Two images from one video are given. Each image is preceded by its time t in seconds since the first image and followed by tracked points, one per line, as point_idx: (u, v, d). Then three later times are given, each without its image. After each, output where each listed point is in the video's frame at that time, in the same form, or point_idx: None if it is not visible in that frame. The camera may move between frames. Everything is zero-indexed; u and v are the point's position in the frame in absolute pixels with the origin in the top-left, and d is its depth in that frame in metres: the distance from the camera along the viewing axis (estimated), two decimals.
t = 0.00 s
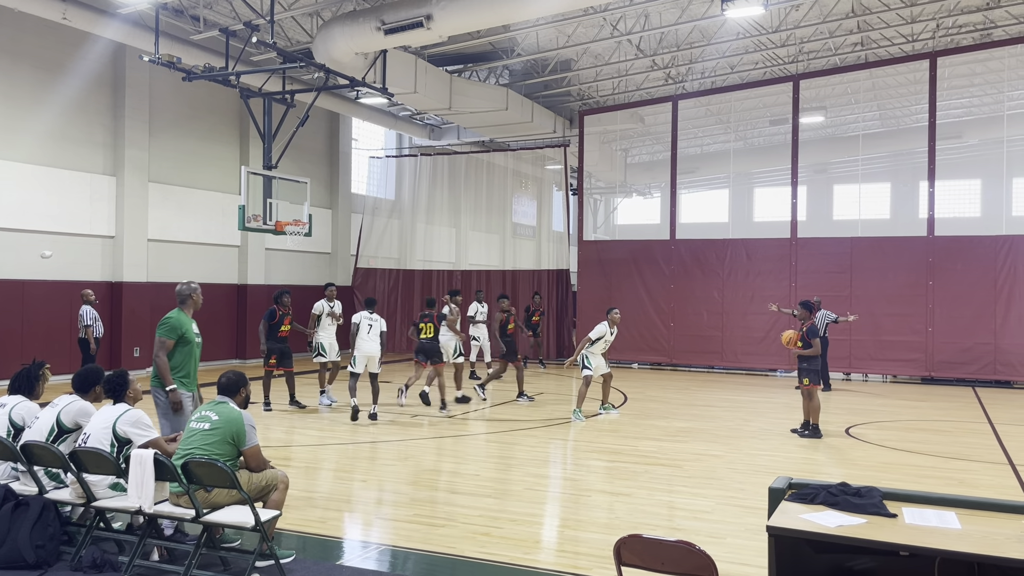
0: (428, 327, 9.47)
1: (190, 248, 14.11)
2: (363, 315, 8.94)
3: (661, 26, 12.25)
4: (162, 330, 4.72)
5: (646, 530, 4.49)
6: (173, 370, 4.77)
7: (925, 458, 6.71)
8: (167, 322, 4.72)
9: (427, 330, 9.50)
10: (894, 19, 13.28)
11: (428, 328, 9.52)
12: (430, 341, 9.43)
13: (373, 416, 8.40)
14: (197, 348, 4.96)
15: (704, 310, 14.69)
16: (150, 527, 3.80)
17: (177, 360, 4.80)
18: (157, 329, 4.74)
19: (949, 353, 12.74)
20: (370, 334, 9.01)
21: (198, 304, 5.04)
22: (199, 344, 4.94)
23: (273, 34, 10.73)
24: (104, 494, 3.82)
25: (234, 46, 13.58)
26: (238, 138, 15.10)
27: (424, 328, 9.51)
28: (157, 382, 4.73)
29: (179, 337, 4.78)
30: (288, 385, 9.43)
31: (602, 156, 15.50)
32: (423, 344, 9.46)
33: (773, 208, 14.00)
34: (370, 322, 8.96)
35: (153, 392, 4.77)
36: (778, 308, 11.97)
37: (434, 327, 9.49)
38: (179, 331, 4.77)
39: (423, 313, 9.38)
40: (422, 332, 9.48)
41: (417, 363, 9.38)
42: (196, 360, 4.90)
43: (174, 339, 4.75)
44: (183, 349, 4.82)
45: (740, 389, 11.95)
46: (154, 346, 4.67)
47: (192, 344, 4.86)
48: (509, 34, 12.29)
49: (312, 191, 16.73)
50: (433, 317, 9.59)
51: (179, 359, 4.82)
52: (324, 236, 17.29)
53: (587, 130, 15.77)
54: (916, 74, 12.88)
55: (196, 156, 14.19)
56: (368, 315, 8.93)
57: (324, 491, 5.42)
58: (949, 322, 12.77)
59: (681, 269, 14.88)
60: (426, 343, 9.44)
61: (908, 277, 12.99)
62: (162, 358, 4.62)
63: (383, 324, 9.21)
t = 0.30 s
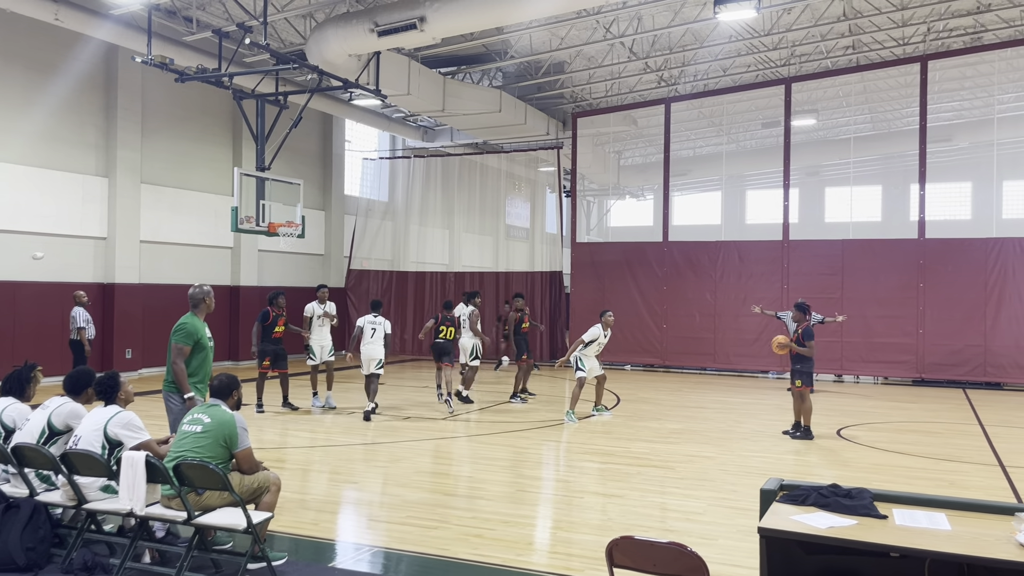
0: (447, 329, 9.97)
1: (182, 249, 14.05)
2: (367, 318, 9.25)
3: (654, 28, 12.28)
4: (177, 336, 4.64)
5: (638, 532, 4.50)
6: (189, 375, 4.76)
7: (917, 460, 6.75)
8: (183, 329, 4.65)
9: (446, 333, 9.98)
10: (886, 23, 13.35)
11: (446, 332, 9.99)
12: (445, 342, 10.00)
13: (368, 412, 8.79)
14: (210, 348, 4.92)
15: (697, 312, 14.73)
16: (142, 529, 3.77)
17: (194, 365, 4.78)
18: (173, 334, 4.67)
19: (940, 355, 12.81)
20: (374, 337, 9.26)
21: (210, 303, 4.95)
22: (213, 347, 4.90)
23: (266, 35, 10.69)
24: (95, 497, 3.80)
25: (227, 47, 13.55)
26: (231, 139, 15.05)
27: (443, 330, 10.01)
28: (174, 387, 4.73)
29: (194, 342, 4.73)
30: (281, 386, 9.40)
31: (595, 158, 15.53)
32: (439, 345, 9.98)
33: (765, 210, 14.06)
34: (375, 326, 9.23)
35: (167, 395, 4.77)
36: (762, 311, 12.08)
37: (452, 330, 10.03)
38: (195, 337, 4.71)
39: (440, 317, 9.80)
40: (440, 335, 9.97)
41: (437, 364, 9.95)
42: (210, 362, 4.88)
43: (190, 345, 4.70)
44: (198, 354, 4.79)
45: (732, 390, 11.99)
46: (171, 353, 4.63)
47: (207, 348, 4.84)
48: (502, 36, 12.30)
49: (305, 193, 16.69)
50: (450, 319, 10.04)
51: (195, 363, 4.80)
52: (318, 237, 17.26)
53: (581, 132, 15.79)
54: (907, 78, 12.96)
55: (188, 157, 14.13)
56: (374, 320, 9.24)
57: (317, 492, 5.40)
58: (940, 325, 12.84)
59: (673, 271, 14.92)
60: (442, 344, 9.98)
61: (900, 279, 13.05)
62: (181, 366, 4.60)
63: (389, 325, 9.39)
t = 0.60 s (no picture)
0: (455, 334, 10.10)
1: (175, 249, 13.99)
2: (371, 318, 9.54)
3: (648, 30, 12.30)
4: (188, 339, 4.69)
5: (632, 533, 4.50)
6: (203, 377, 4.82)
7: (910, 461, 6.77)
8: (192, 331, 4.69)
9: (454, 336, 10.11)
10: (879, 25, 13.41)
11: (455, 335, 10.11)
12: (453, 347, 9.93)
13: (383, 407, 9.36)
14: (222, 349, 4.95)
15: (691, 313, 14.76)
16: (133, 531, 3.76)
17: (206, 367, 4.82)
18: (183, 338, 4.71)
19: (933, 357, 12.87)
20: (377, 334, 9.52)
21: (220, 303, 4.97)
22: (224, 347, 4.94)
23: (259, 34, 10.65)
24: (85, 499, 3.78)
25: (220, 46, 13.51)
26: (224, 140, 15.00)
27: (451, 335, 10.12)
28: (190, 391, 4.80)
29: (205, 345, 4.77)
30: (274, 387, 9.37)
31: (589, 159, 15.53)
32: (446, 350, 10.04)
33: (758, 212, 14.11)
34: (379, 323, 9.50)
35: (181, 397, 4.83)
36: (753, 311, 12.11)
37: (460, 333, 10.06)
38: (204, 339, 4.74)
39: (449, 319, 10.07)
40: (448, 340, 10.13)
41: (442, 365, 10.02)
42: (223, 363, 4.91)
43: (201, 348, 4.74)
44: (211, 356, 4.82)
45: (725, 392, 12.01)
46: (184, 357, 4.68)
47: (219, 350, 4.87)
48: (497, 37, 12.29)
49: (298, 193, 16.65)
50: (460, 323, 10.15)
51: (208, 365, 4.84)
52: (311, 238, 17.22)
53: (575, 133, 15.80)
54: (900, 80, 13.01)
55: (180, 157, 14.07)
56: (376, 316, 9.51)
57: (310, 494, 5.39)
58: (933, 326, 12.90)
59: (667, 272, 14.94)
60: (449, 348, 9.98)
61: (893, 280, 13.12)
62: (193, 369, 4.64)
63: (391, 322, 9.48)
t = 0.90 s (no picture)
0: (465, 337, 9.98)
1: (169, 248, 13.94)
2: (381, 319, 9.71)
3: (643, 31, 12.31)
4: (201, 338, 4.66)
5: (626, 534, 4.51)
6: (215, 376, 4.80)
7: (903, 461, 6.80)
8: (206, 330, 4.66)
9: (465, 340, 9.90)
10: (873, 27, 13.46)
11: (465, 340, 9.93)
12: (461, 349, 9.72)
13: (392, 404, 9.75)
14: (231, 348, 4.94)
15: (686, 313, 14.79)
16: (126, 531, 3.74)
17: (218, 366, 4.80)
18: (197, 337, 4.68)
19: (926, 358, 12.93)
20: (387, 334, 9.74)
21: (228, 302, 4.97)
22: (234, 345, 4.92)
23: (254, 33, 10.61)
24: (78, 499, 3.77)
25: (214, 45, 13.48)
26: (219, 139, 14.95)
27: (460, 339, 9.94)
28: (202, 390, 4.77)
29: (217, 344, 4.75)
30: (267, 387, 9.35)
31: (584, 160, 15.56)
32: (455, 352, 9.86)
33: (753, 213, 14.14)
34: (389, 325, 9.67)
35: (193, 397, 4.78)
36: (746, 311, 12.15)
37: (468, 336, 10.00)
38: (217, 338, 4.72)
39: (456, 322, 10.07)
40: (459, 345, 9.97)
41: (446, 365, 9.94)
42: (233, 362, 4.90)
43: (214, 346, 4.71)
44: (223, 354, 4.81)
45: (719, 392, 12.04)
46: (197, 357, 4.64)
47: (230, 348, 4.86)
48: (492, 36, 12.28)
49: (293, 193, 16.63)
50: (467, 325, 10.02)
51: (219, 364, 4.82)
52: (306, 237, 17.19)
53: (570, 134, 15.81)
54: (894, 82, 13.06)
55: (175, 156, 14.02)
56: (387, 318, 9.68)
57: (304, 494, 5.38)
58: (926, 328, 12.96)
59: (662, 272, 14.97)
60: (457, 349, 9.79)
61: (887, 281, 13.16)
62: (207, 368, 4.62)
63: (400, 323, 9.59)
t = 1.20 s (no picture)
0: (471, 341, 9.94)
1: (164, 247, 13.90)
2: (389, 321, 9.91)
3: (639, 31, 12.33)
4: (218, 337, 4.59)
5: (622, 533, 4.51)
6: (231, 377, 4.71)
7: (897, 462, 6.82)
8: (223, 329, 4.60)
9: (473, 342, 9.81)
10: (869, 29, 13.50)
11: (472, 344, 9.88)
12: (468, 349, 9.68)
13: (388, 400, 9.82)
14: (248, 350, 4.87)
15: (681, 314, 14.81)
16: (121, 530, 3.73)
17: (235, 367, 4.74)
18: (213, 336, 4.61)
19: (921, 359, 12.98)
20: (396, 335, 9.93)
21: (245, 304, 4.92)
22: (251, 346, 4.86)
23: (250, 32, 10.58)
24: (73, 497, 3.75)
25: (210, 44, 13.45)
26: (214, 138, 14.91)
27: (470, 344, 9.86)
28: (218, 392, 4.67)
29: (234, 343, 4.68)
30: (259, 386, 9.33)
31: (580, 160, 15.57)
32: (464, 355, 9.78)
33: (748, 214, 14.17)
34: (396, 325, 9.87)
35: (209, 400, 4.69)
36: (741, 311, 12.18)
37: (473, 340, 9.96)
38: (235, 337, 4.66)
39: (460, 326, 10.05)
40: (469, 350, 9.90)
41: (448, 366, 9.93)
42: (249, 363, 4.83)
43: (231, 346, 4.65)
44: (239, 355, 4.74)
45: (714, 393, 12.06)
46: (214, 356, 4.56)
47: (246, 348, 4.79)
48: (489, 36, 12.26)
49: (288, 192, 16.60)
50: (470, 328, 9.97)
51: (236, 365, 4.75)
52: (301, 236, 17.17)
53: (566, 134, 15.82)
54: (890, 84, 13.11)
55: (170, 155, 13.99)
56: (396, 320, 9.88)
57: (299, 493, 5.37)
58: (921, 329, 13.00)
59: (658, 273, 14.99)
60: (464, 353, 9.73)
61: (881, 283, 13.20)
62: (224, 367, 4.54)
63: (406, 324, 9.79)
